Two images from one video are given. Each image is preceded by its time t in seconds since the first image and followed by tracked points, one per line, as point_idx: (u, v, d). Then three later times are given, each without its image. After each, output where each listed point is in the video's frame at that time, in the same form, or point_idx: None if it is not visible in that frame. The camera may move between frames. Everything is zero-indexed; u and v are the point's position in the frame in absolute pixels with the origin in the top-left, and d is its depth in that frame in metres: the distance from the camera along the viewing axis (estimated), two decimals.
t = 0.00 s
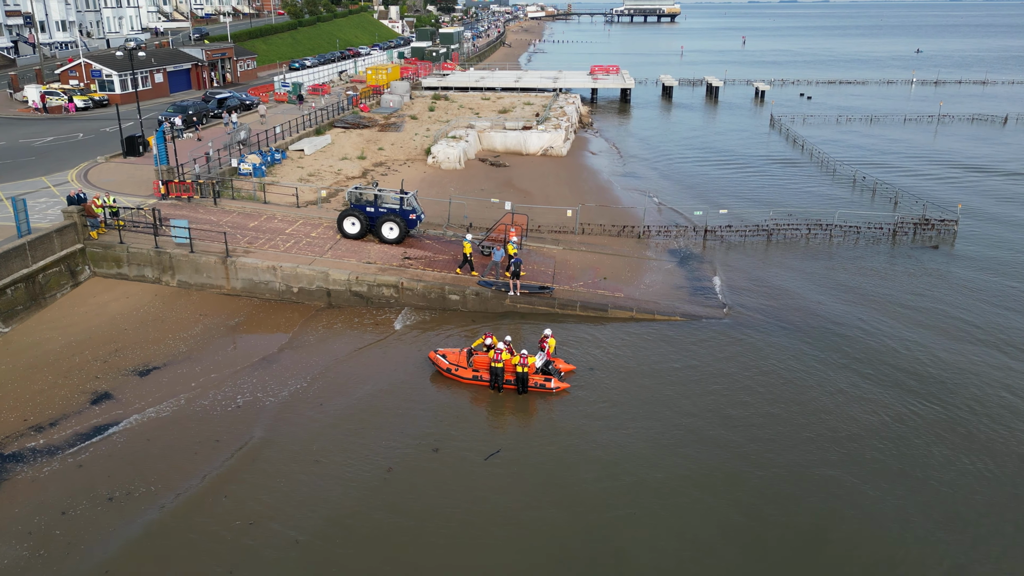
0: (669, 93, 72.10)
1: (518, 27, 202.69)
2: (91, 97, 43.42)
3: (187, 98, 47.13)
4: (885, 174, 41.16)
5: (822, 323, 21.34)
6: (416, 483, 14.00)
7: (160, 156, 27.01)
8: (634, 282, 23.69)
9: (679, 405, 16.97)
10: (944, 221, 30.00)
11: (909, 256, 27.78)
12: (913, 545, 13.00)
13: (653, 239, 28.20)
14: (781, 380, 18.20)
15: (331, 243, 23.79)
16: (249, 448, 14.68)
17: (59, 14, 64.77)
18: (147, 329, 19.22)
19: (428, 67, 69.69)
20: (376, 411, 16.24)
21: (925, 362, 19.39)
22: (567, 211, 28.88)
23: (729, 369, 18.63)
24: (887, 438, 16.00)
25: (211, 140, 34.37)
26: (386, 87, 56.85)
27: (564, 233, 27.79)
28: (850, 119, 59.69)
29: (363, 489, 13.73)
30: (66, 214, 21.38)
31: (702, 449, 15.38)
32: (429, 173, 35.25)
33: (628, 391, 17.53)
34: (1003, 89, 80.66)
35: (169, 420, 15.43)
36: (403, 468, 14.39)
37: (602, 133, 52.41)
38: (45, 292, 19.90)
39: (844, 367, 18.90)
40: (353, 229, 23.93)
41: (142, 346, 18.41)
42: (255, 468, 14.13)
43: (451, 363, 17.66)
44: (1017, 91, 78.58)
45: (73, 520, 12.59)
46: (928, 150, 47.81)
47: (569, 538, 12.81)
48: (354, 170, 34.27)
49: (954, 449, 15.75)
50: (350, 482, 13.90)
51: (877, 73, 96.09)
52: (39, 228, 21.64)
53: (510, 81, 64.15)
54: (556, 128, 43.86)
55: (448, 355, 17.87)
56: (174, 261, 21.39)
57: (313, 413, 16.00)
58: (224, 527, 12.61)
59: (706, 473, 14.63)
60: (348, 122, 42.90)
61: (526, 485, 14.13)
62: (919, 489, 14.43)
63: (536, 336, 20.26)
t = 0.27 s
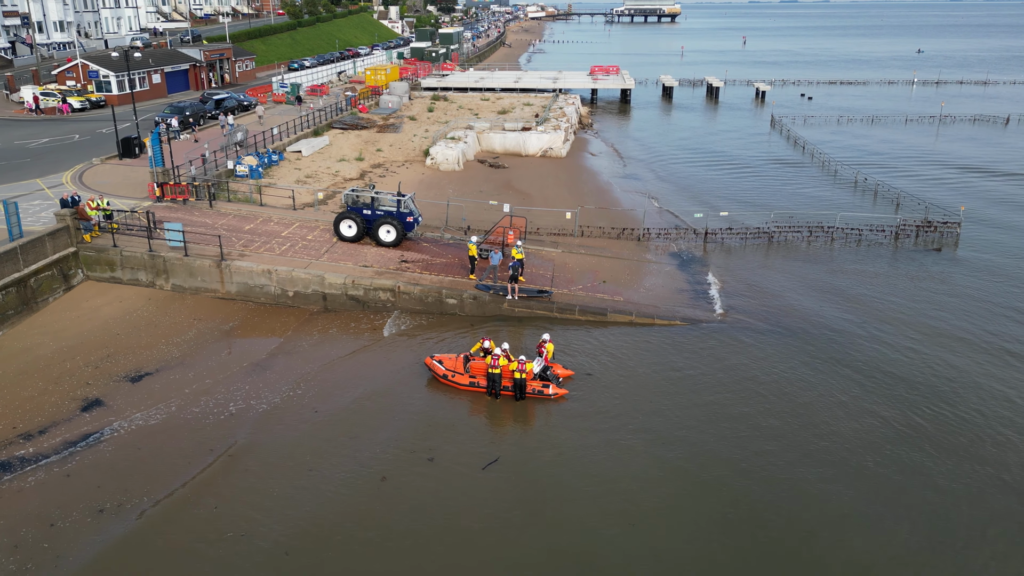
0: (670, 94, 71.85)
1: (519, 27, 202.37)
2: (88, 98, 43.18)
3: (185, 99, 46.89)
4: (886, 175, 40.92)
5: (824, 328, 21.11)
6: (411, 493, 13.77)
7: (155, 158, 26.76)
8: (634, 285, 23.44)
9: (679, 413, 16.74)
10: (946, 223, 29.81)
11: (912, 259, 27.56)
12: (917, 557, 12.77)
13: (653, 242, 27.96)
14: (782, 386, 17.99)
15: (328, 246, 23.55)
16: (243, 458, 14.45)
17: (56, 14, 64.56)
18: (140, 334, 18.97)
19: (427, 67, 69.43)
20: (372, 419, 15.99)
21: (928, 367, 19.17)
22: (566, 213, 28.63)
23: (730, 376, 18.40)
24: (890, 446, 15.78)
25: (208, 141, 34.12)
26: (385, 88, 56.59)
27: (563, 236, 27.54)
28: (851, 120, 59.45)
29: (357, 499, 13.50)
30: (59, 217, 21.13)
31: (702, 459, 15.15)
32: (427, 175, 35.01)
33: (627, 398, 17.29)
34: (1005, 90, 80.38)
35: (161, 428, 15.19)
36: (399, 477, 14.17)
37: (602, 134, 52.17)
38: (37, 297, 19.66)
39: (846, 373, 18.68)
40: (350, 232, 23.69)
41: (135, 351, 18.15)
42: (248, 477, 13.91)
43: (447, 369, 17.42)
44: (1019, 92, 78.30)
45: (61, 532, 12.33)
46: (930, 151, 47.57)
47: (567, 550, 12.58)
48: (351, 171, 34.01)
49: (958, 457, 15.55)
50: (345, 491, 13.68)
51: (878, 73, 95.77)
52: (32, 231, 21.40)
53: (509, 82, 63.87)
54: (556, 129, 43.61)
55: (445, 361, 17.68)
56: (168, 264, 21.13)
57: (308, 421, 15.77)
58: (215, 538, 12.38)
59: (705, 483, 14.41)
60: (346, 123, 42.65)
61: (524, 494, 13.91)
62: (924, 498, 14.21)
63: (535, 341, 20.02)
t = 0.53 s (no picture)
0: (670, 94, 71.59)
1: (519, 27, 202.22)
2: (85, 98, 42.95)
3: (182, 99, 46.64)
4: (887, 177, 40.67)
5: (824, 333, 20.91)
6: (404, 504, 13.55)
7: (150, 160, 26.53)
8: (633, 288, 23.19)
9: (677, 421, 16.53)
10: (948, 225, 29.61)
11: (913, 261, 27.34)
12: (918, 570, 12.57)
13: (652, 244, 27.71)
14: (782, 392, 17.78)
15: (323, 249, 23.31)
16: (235, 467, 14.25)
17: (54, 14, 64.39)
18: (132, 339, 18.71)
19: (426, 68, 69.18)
20: (366, 427, 15.75)
21: (929, 372, 18.98)
22: (565, 215, 28.37)
23: (729, 382, 18.18)
24: (892, 454, 15.58)
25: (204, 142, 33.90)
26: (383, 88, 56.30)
27: (561, 238, 27.29)
28: (852, 121, 59.17)
29: (350, 510, 13.28)
30: (50, 220, 20.87)
31: (700, 468, 14.93)
32: (425, 176, 34.75)
33: (624, 404, 17.08)
34: (1006, 90, 80.12)
35: (152, 436, 14.96)
36: (393, 487, 13.96)
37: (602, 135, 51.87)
38: (28, 300, 19.42)
39: (846, 379, 18.49)
40: (345, 234, 23.44)
41: (126, 356, 17.89)
42: (240, 488, 13.69)
43: (442, 374, 17.19)
44: (1021, 92, 77.95)
45: (48, 544, 12.09)
46: (931, 152, 47.32)
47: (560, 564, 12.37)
48: (348, 173, 33.76)
49: (961, 465, 15.35)
50: (339, 502, 13.47)
51: (879, 73, 95.50)
52: (23, 234, 21.16)
53: (508, 82, 63.60)
54: (555, 129, 43.35)
55: (440, 367, 17.43)
56: (161, 267, 20.88)
57: (301, 428, 15.55)
58: (204, 551, 12.17)
59: (703, 494, 14.19)
60: (343, 124, 42.41)
61: (520, 505, 13.70)
62: (926, 509, 14.02)
63: (531, 346, 19.79)
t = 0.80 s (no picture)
0: (670, 94, 71.33)
1: (519, 27, 202.00)
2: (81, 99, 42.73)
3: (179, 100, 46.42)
4: (888, 178, 40.43)
5: (824, 337, 20.71)
6: (396, 513, 13.34)
7: (144, 161, 26.31)
8: (631, 291, 22.96)
9: (675, 427, 16.31)
10: (949, 227, 29.40)
11: (914, 264, 27.14)
12: None
13: (650, 246, 27.49)
14: (782, 398, 17.57)
15: (318, 251, 23.08)
16: (226, 475, 14.02)
17: (51, 15, 64.22)
18: (123, 343, 18.48)
19: (425, 68, 68.94)
20: (358, 434, 15.52)
21: (930, 378, 18.79)
22: (562, 217, 28.14)
23: (728, 388, 17.96)
24: (893, 462, 15.37)
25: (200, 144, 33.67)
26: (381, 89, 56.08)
27: (559, 240, 27.06)
28: (853, 121, 58.89)
29: (341, 521, 13.07)
30: (42, 223, 20.64)
31: (698, 477, 14.72)
32: (422, 178, 34.53)
33: (621, 411, 16.85)
34: (1007, 90, 79.86)
35: (141, 444, 14.73)
36: (386, 496, 13.75)
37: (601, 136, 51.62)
38: (18, 304, 19.19)
39: (847, 384, 18.29)
40: (341, 237, 23.19)
41: (117, 361, 17.66)
42: (231, 497, 13.47)
43: (437, 380, 16.96)
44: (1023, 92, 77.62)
45: (33, 556, 11.87)
46: (932, 153, 47.08)
47: None
48: (345, 174, 33.52)
49: (964, 474, 15.14)
50: (331, 512, 13.25)
51: (879, 74, 95.18)
52: (14, 237, 20.94)
53: (508, 82, 63.32)
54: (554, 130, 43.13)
55: (434, 372, 17.17)
56: (153, 270, 20.65)
57: (294, 435, 15.32)
58: (192, 562, 11.96)
59: (701, 504, 13.98)
60: (341, 124, 42.19)
61: (515, 515, 13.49)
62: (928, 518, 13.82)
63: (528, 350, 19.56)
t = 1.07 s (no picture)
0: (670, 95, 71.09)
1: (518, 27, 201.75)
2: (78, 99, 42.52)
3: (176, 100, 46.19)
4: (889, 179, 40.21)
5: (824, 341, 20.53)
6: (389, 522, 13.13)
7: (138, 163, 26.09)
8: (629, 294, 22.74)
9: (673, 433, 16.11)
10: (951, 229, 29.17)
11: (915, 266, 26.95)
12: None
13: (649, 248, 27.27)
14: (781, 404, 17.37)
15: (313, 254, 22.85)
16: (217, 483, 13.82)
17: (49, 15, 64.03)
18: (114, 348, 18.27)
19: (424, 68, 68.69)
20: (351, 440, 15.31)
21: (932, 382, 18.62)
22: (560, 218, 27.91)
23: (727, 393, 17.75)
24: (893, 469, 15.17)
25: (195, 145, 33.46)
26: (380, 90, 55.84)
27: (557, 242, 26.83)
28: (853, 122, 58.63)
29: (333, 530, 12.86)
30: (33, 225, 20.42)
31: (696, 485, 14.51)
32: (420, 179, 34.31)
33: (619, 416, 16.63)
34: (1009, 90, 79.58)
35: (131, 451, 14.53)
36: (378, 504, 13.53)
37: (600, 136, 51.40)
38: (9, 308, 18.98)
39: (847, 389, 18.11)
40: (336, 239, 22.93)
41: (107, 366, 17.44)
42: (221, 506, 13.26)
43: (431, 386, 16.74)
44: None
45: (17, 566, 11.67)
46: (933, 153, 46.83)
47: None
48: (342, 175, 33.28)
49: (965, 482, 14.94)
50: (322, 521, 13.04)
51: (880, 73, 94.87)
52: (6, 239, 20.73)
53: (507, 83, 62.96)
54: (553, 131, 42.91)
55: (429, 378, 16.97)
56: (146, 273, 20.43)
57: (286, 442, 15.11)
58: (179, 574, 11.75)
59: (699, 512, 13.78)
60: (339, 125, 41.98)
61: (510, 523, 13.28)
62: (930, 528, 13.60)
63: (525, 354, 19.33)
